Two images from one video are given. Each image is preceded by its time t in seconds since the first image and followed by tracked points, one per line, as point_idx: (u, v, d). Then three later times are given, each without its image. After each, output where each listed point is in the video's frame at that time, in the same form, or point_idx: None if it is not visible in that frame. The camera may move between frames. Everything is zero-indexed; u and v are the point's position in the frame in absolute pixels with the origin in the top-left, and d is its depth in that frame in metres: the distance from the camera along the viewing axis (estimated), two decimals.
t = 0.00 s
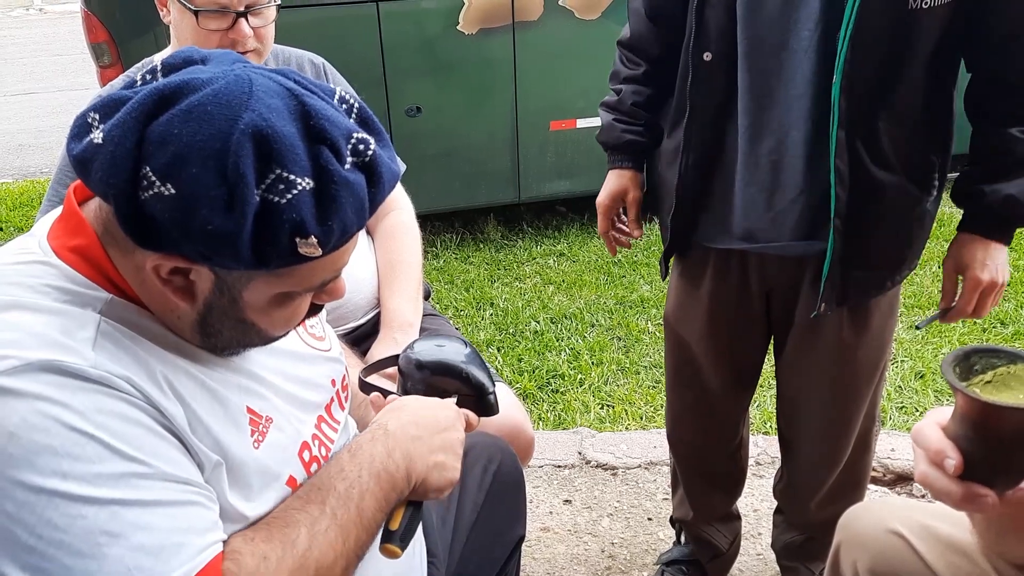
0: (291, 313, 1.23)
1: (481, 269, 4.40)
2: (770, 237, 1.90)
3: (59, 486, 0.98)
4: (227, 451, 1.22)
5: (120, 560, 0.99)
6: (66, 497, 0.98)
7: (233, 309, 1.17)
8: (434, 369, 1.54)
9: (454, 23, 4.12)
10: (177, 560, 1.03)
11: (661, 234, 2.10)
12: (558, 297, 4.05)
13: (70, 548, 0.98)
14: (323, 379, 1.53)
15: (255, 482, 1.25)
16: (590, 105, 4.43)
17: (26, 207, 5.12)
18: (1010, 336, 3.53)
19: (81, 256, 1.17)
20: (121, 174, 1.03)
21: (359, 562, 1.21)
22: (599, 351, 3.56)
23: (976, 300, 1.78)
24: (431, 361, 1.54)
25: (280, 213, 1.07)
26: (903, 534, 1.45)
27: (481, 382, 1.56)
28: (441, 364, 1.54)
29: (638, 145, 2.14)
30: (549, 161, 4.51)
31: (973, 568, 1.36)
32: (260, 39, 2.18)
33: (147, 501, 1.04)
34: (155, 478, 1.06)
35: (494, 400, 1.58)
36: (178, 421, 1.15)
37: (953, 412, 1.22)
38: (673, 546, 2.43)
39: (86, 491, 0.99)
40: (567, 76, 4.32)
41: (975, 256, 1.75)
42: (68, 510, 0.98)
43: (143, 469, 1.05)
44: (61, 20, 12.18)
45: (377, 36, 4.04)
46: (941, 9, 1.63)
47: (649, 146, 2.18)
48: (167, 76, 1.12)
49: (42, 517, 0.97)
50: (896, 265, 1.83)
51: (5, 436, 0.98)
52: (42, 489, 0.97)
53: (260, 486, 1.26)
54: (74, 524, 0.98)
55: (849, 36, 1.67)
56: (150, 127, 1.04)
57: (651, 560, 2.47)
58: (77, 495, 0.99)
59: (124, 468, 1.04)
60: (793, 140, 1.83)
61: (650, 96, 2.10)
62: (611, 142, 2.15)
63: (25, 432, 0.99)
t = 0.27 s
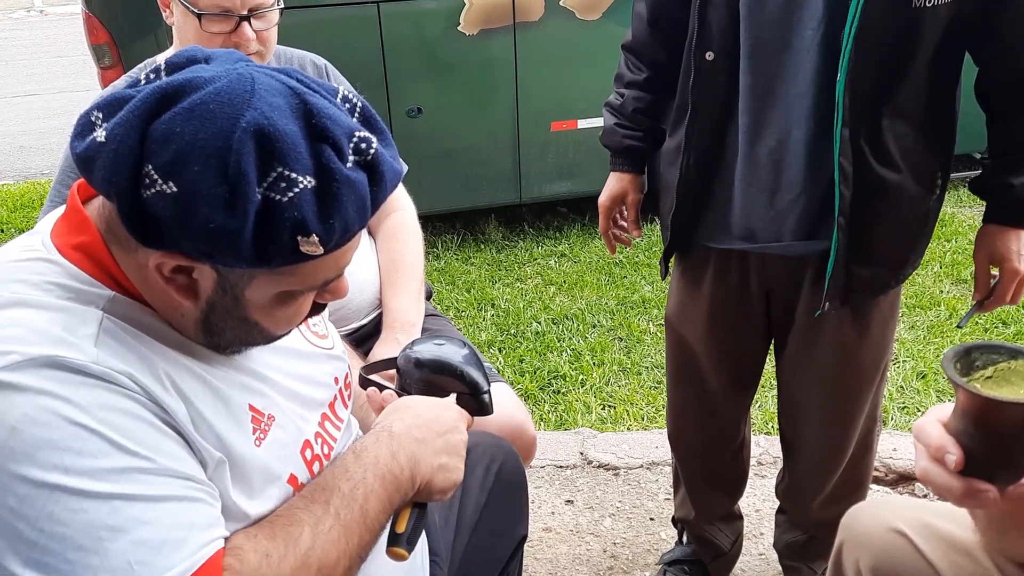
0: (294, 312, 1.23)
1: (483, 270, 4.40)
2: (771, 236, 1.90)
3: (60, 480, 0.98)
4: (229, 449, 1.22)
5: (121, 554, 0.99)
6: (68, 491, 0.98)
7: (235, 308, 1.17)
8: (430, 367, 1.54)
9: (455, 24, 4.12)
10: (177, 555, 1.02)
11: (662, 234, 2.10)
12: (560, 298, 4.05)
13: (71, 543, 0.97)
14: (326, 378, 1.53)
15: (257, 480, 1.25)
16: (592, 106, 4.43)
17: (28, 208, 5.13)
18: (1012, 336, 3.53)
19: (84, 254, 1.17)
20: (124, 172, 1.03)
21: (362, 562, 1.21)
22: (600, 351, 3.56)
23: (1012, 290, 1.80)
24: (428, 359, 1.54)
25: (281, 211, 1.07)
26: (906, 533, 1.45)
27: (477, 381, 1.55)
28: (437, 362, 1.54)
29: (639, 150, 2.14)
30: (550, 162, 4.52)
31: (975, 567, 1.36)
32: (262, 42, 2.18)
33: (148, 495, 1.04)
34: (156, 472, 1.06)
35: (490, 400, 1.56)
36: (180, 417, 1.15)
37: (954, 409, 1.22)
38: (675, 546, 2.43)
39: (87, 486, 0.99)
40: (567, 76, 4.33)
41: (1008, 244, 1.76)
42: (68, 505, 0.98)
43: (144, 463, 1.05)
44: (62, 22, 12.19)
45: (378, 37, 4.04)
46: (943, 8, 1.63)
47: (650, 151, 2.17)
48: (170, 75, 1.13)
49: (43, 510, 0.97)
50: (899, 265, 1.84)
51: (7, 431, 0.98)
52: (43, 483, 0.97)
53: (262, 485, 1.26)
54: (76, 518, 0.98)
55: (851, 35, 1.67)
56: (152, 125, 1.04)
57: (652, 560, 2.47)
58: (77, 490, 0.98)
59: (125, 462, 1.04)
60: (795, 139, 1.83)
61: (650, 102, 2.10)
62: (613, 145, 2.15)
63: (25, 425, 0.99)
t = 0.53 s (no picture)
0: (299, 303, 1.23)
1: (483, 270, 4.40)
2: (773, 236, 1.90)
3: (61, 474, 0.98)
4: (230, 443, 1.22)
5: (121, 549, 0.99)
6: (68, 484, 0.98)
7: (238, 300, 1.17)
8: (429, 369, 1.55)
9: (455, 24, 4.13)
10: (176, 551, 1.03)
11: (663, 233, 2.11)
12: (560, 298, 4.05)
13: (71, 537, 0.97)
14: (328, 375, 1.53)
15: (257, 474, 1.26)
16: (592, 106, 4.43)
17: (29, 209, 5.13)
18: (1012, 335, 3.53)
19: (86, 249, 1.17)
20: (124, 162, 1.04)
21: (354, 563, 1.21)
22: (601, 352, 3.56)
23: (1010, 283, 1.80)
24: (426, 362, 1.55)
25: (280, 196, 1.07)
26: (907, 531, 1.45)
27: (477, 381, 1.56)
28: (436, 365, 1.55)
29: (646, 151, 2.14)
30: (551, 163, 4.52)
31: (976, 566, 1.36)
32: (262, 43, 2.18)
33: (148, 491, 1.04)
34: (157, 468, 1.06)
35: (492, 398, 1.57)
36: (181, 413, 1.15)
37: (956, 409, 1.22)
38: (676, 545, 2.43)
39: (88, 480, 1.00)
40: (568, 76, 4.33)
41: (1006, 237, 1.77)
42: (69, 498, 0.98)
43: (144, 458, 1.06)
44: (63, 23, 12.20)
45: (379, 37, 4.04)
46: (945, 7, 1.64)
47: (655, 153, 2.16)
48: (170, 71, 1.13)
49: (44, 504, 0.97)
50: (902, 263, 1.84)
51: (9, 424, 0.98)
52: (45, 476, 0.98)
53: (262, 479, 1.26)
54: (76, 511, 0.98)
55: (854, 34, 1.68)
56: (151, 116, 1.05)
57: (654, 559, 2.47)
58: (78, 484, 0.99)
59: (126, 457, 1.04)
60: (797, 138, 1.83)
61: (656, 104, 2.10)
62: (619, 147, 2.15)
63: (27, 419, 0.99)
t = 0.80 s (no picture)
0: (290, 306, 1.23)
1: (481, 270, 4.40)
2: (770, 236, 1.90)
3: (53, 473, 0.98)
4: (222, 445, 1.21)
5: (113, 548, 0.98)
6: (60, 484, 0.98)
7: (229, 301, 1.17)
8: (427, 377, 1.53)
9: (453, 24, 4.13)
10: (168, 550, 1.02)
11: (660, 233, 2.10)
12: (558, 299, 4.05)
13: (63, 536, 0.97)
14: (322, 376, 1.53)
15: (249, 475, 1.25)
16: (590, 106, 4.43)
17: (26, 210, 5.12)
18: (1009, 336, 3.54)
19: (79, 249, 1.17)
20: (116, 162, 1.03)
21: (344, 560, 1.21)
22: (598, 352, 3.56)
23: (1003, 283, 1.81)
24: (424, 370, 1.53)
25: (271, 198, 1.07)
26: (904, 532, 1.45)
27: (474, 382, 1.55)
28: (433, 372, 1.53)
29: (640, 150, 2.14)
30: (549, 163, 4.52)
31: (973, 566, 1.36)
32: (261, 43, 2.18)
33: (140, 490, 1.03)
34: (149, 467, 1.06)
35: (489, 396, 1.57)
36: (174, 413, 1.15)
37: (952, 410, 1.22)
38: (674, 546, 2.42)
39: (80, 479, 0.99)
40: (566, 76, 4.33)
41: (998, 238, 1.78)
42: (61, 498, 0.97)
43: (137, 458, 1.05)
44: (60, 23, 12.19)
45: (376, 38, 4.04)
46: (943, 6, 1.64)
47: (649, 152, 2.17)
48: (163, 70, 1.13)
49: (35, 504, 0.97)
50: (901, 262, 1.85)
51: (2, 424, 0.98)
52: (37, 476, 0.97)
53: (254, 482, 1.26)
54: (68, 511, 0.97)
55: (852, 33, 1.68)
56: (143, 116, 1.04)
57: (651, 560, 2.47)
58: (70, 483, 0.98)
59: (119, 456, 1.03)
60: (794, 137, 1.83)
61: (651, 102, 2.10)
62: (613, 146, 2.15)
63: (20, 419, 0.99)
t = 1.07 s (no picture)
0: (290, 306, 1.23)
1: (481, 270, 4.40)
2: (772, 235, 1.90)
3: (60, 470, 0.98)
4: (226, 445, 1.22)
5: (120, 547, 0.98)
6: (67, 482, 0.98)
7: (231, 299, 1.17)
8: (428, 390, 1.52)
9: (453, 25, 4.12)
10: (174, 549, 1.02)
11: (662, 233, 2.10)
12: (558, 299, 4.05)
13: (70, 534, 0.96)
14: (325, 376, 1.53)
15: (251, 476, 1.25)
16: (590, 107, 4.44)
17: (26, 209, 5.12)
18: (1009, 336, 3.54)
19: (83, 248, 1.17)
20: (121, 159, 1.03)
21: None
22: (599, 352, 3.56)
23: (1005, 280, 1.81)
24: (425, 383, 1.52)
25: (275, 197, 1.07)
26: (906, 532, 1.45)
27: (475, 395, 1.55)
28: (435, 385, 1.52)
29: (643, 149, 2.14)
30: (549, 164, 4.52)
31: (975, 567, 1.36)
32: (280, 47, 2.18)
33: (146, 489, 1.03)
34: (155, 466, 1.06)
35: (490, 408, 1.57)
36: (179, 413, 1.15)
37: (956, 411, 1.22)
38: (674, 546, 2.42)
39: (87, 477, 0.99)
40: (566, 77, 4.33)
41: (1000, 236, 1.78)
42: (69, 496, 0.97)
43: (144, 457, 1.05)
44: (59, 23, 12.18)
45: (377, 37, 4.04)
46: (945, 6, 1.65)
47: (652, 152, 2.16)
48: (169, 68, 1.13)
49: (43, 502, 0.96)
50: (904, 259, 1.85)
51: (8, 422, 0.97)
52: (44, 474, 0.97)
53: (256, 482, 1.26)
54: (75, 509, 0.97)
55: (854, 33, 1.68)
56: (149, 113, 1.04)
57: (652, 560, 2.47)
58: (78, 481, 0.98)
59: (126, 455, 1.04)
60: (797, 137, 1.83)
61: (654, 102, 2.10)
62: (617, 145, 2.15)
63: (27, 415, 0.98)
